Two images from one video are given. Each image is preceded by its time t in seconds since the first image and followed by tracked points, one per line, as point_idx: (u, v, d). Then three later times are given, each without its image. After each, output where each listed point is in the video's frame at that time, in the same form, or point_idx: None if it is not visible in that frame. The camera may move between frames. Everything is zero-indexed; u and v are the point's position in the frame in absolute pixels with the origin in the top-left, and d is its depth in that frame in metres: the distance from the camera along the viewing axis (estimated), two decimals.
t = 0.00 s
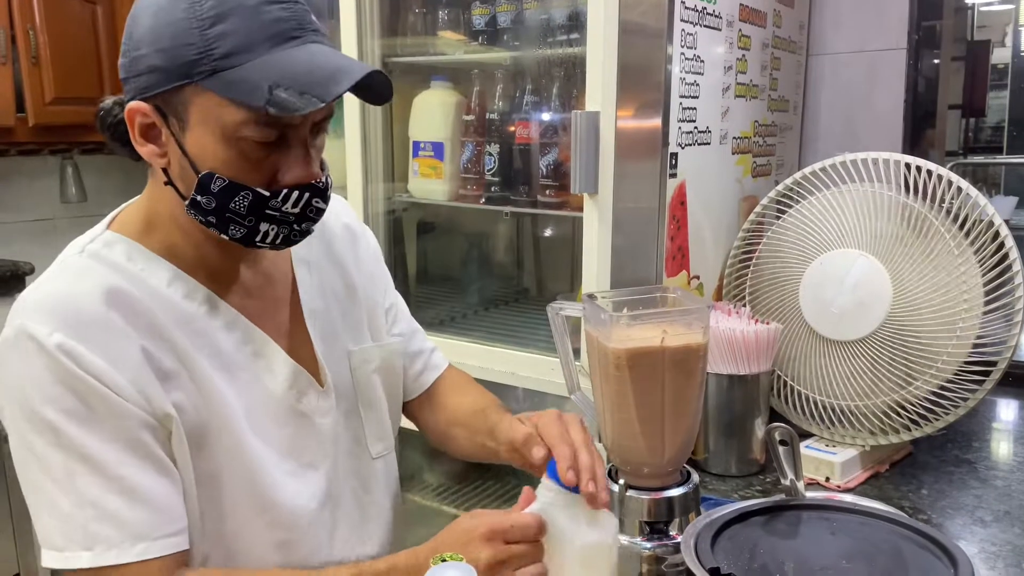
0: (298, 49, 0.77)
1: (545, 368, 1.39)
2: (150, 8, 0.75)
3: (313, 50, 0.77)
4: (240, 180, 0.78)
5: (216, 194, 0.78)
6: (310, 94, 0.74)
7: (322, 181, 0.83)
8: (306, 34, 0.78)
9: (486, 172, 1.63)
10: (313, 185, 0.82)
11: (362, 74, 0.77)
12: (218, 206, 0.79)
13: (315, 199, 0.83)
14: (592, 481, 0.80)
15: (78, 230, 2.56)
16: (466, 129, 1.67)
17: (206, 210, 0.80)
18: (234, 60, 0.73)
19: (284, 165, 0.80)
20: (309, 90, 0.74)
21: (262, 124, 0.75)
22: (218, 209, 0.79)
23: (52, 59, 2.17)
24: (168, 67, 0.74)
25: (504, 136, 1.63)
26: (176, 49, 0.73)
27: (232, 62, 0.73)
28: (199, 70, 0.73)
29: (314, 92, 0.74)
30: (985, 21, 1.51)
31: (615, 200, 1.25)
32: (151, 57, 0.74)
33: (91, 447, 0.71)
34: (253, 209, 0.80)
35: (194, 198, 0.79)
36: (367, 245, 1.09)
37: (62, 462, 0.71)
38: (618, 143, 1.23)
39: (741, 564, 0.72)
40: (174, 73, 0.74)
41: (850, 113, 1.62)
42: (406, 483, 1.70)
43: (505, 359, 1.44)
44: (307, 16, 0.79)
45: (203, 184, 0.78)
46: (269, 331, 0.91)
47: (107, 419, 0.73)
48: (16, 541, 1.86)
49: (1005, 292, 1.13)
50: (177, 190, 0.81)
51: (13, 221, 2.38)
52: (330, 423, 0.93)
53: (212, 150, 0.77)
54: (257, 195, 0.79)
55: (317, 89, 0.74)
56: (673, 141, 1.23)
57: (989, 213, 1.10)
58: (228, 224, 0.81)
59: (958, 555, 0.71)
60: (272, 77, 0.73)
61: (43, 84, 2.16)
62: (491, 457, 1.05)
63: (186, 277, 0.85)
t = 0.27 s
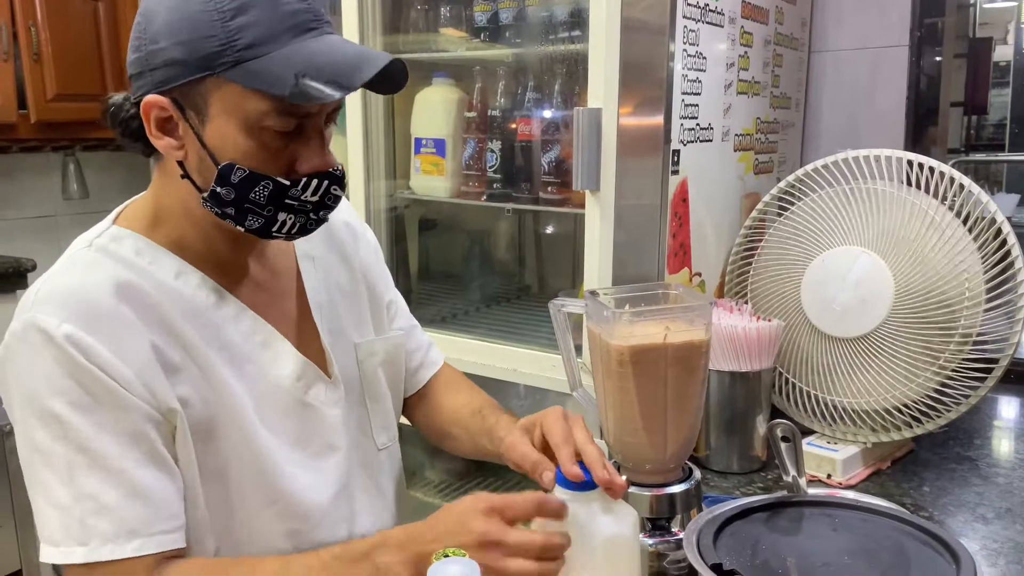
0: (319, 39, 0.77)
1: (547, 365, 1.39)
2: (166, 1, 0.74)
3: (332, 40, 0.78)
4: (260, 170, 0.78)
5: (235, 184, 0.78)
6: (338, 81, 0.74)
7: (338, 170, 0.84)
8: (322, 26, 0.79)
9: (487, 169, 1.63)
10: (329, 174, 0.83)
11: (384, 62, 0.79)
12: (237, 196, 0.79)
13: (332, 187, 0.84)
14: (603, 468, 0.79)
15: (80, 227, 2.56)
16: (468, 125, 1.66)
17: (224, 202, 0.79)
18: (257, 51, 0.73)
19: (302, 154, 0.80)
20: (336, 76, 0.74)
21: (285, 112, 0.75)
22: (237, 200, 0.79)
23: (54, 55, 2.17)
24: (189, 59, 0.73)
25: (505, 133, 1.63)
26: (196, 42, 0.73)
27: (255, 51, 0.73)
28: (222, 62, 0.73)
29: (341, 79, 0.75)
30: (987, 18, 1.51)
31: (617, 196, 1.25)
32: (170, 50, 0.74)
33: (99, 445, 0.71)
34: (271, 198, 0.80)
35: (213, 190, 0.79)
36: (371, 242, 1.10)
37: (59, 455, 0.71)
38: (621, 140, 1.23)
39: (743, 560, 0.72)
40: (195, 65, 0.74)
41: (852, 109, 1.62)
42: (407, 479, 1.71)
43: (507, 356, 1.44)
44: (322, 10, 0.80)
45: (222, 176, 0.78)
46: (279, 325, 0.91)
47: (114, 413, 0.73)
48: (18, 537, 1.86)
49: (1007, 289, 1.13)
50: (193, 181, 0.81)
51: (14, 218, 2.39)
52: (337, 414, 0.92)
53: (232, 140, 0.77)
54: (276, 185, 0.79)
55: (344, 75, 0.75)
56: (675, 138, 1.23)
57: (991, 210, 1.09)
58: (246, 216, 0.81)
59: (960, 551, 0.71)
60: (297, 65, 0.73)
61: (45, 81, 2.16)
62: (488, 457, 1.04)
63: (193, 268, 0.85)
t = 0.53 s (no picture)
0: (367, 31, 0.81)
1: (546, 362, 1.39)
2: None
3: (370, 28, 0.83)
4: (332, 153, 0.82)
5: (314, 169, 0.81)
6: (402, 64, 0.81)
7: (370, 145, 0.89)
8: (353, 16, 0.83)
9: (488, 166, 1.63)
10: (366, 149, 0.88)
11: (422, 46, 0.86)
12: (313, 181, 0.82)
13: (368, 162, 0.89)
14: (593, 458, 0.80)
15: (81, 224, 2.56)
16: (469, 123, 1.66)
17: (300, 187, 0.82)
18: (337, 42, 0.75)
19: (350, 134, 0.85)
20: (400, 61, 0.81)
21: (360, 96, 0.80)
22: (312, 184, 0.82)
23: (55, 52, 2.17)
24: (285, 55, 0.73)
25: (506, 130, 1.63)
26: (289, 37, 0.73)
27: (337, 44, 0.75)
28: (309, 54, 0.74)
29: (404, 63, 0.82)
30: (988, 16, 1.51)
31: (618, 194, 1.24)
32: (263, 46, 0.72)
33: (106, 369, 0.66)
34: (341, 179, 0.84)
35: (293, 178, 0.81)
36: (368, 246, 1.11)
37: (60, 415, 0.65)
38: (622, 138, 1.22)
39: (743, 557, 0.72)
40: (287, 59, 0.73)
41: (853, 106, 1.62)
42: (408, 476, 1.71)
43: (507, 353, 1.44)
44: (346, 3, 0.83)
45: (304, 164, 0.80)
46: (284, 319, 0.91)
47: (121, 345, 0.68)
48: (20, 534, 1.86)
49: (1008, 286, 1.13)
50: (263, 175, 0.80)
51: (16, 215, 2.39)
52: (332, 410, 0.91)
53: (317, 129, 0.79)
54: (345, 166, 0.84)
55: (403, 59, 0.81)
56: (676, 135, 1.22)
57: (992, 207, 1.09)
58: (315, 199, 0.84)
59: (960, 548, 0.71)
60: (378, 53, 0.79)
61: (46, 78, 2.16)
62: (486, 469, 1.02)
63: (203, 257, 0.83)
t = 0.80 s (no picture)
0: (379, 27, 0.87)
1: (548, 359, 1.39)
2: None
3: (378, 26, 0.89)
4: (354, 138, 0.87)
5: (341, 152, 0.85)
6: (414, 54, 0.87)
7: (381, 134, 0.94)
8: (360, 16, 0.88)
9: (490, 163, 1.63)
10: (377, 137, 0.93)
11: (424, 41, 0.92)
12: (341, 164, 0.86)
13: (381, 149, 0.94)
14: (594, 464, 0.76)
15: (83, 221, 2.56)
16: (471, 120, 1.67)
17: (329, 171, 0.86)
18: (358, 34, 0.81)
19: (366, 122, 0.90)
20: (411, 51, 0.87)
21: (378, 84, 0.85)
22: (339, 168, 0.86)
23: (57, 50, 2.17)
24: (317, 45, 0.78)
25: (508, 127, 1.63)
26: (319, 29, 0.77)
27: (358, 35, 0.81)
28: (337, 45, 0.79)
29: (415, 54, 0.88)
30: (991, 13, 1.51)
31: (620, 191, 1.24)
32: (297, 39, 0.77)
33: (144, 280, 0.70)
34: (361, 164, 0.89)
35: (324, 162, 0.85)
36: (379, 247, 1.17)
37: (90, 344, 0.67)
38: (625, 135, 1.22)
39: (747, 553, 0.72)
40: (319, 51, 0.78)
41: (856, 103, 1.61)
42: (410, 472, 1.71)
43: (509, 349, 1.44)
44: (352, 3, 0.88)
45: (333, 147, 0.85)
46: (309, 293, 0.95)
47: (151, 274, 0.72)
48: (23, 531, 1.86)
49: (1011, 283, 1.13)
50: (295, 160, 0.84)
51: (18, 212, 2.39)
52: (348, 379, 0.92)
53: (343, 115, 0.84)
54: (365, 150, 0.88)
55: (414, 51, 0.87)
56: (678, 132, 1.22)
57: (995, 204, 1.09)
58: (342, 183, 0.88)
59: (964, 545, 0.71)
60: (390, 45, 0.84)
61: (48, 76, 2.16)
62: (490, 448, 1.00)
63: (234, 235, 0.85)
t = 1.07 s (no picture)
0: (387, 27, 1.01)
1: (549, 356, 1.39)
2: None
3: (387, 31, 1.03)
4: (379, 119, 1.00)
5: (371, 130, 0.99)
6: (421, 44, 1.01)
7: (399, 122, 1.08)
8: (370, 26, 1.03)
9: (492, 161, 1.62)
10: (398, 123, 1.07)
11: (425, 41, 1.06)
12: (372, 140, 0.99)
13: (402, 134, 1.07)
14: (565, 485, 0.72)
15: (85, 219, 2.56)
16: (473, 117, 1.66)
17: (363, 146, 0.99)
18: (375, 29, 0.96)
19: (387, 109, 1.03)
20: (419, 42, 1.01)
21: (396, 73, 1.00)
22: (371, 143, 0.99)
23: (59, 47, 2.17)
24: (344, 36, 0.93)
25: (510, 125, 1.63)
26: (342, 22, 0.92)
27: (374, 30, 0.96)
28: (359, 37, 0.94)
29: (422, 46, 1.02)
30: (993, 11, 1.51)
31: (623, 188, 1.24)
32: (327, 32, 0.91)
33: (177, 297, 0.78)
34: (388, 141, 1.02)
35: (358, 139, 0.98)
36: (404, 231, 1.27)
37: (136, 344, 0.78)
38: (628, 133, 1.22)
39: (749, 549, 0.72)
40: (345, 42, 0.93)
41: (858, 101, 1.61)
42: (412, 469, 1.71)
43: (511, 346, 1.44)
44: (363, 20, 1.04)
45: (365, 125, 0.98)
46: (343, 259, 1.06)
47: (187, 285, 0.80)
48: (24, 527, 1.86)
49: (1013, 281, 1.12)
50: (334, 138, 0.97)
51: (20, 209, 2.39)
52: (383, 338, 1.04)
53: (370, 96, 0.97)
54: (390, 130, 1.02)
55: (420, 42, 1.01)
56: (681, 129, 1.22)
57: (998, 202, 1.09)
58: (374, 157, 1.01)
59: (967, 540, 0.71)
60: (401, 37, 0.98)
61: (50, 74, 2.16)
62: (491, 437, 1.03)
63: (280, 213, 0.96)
